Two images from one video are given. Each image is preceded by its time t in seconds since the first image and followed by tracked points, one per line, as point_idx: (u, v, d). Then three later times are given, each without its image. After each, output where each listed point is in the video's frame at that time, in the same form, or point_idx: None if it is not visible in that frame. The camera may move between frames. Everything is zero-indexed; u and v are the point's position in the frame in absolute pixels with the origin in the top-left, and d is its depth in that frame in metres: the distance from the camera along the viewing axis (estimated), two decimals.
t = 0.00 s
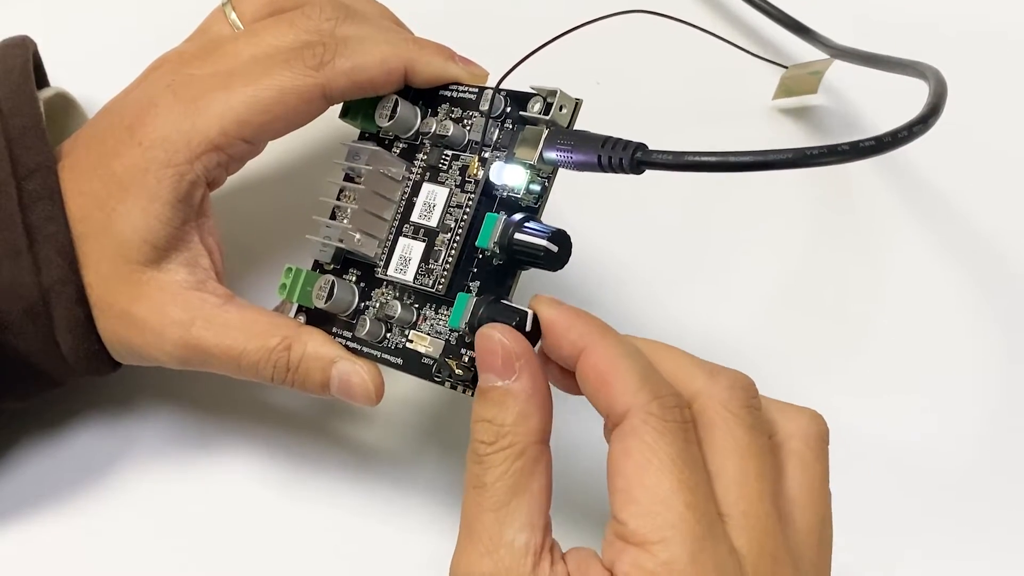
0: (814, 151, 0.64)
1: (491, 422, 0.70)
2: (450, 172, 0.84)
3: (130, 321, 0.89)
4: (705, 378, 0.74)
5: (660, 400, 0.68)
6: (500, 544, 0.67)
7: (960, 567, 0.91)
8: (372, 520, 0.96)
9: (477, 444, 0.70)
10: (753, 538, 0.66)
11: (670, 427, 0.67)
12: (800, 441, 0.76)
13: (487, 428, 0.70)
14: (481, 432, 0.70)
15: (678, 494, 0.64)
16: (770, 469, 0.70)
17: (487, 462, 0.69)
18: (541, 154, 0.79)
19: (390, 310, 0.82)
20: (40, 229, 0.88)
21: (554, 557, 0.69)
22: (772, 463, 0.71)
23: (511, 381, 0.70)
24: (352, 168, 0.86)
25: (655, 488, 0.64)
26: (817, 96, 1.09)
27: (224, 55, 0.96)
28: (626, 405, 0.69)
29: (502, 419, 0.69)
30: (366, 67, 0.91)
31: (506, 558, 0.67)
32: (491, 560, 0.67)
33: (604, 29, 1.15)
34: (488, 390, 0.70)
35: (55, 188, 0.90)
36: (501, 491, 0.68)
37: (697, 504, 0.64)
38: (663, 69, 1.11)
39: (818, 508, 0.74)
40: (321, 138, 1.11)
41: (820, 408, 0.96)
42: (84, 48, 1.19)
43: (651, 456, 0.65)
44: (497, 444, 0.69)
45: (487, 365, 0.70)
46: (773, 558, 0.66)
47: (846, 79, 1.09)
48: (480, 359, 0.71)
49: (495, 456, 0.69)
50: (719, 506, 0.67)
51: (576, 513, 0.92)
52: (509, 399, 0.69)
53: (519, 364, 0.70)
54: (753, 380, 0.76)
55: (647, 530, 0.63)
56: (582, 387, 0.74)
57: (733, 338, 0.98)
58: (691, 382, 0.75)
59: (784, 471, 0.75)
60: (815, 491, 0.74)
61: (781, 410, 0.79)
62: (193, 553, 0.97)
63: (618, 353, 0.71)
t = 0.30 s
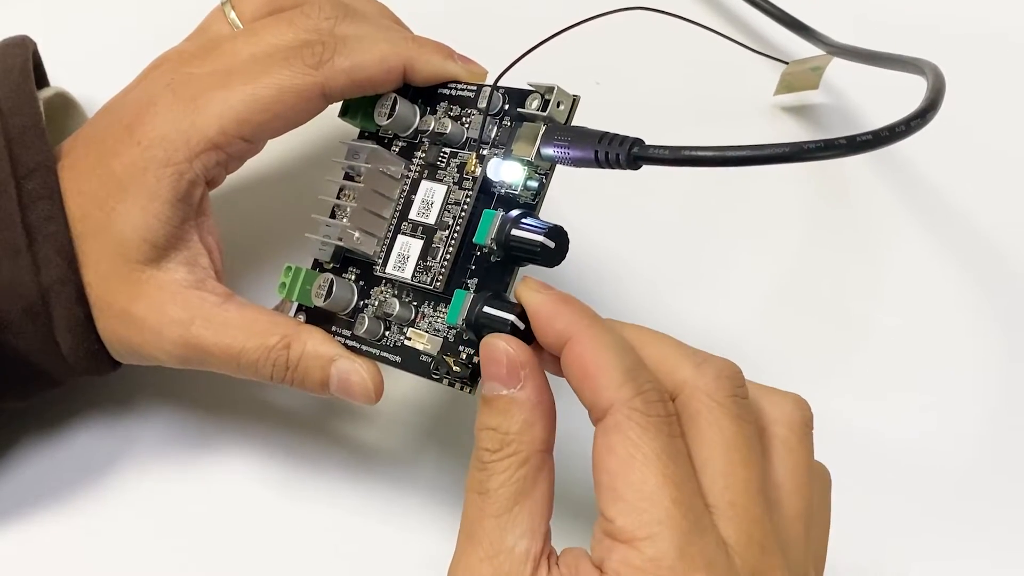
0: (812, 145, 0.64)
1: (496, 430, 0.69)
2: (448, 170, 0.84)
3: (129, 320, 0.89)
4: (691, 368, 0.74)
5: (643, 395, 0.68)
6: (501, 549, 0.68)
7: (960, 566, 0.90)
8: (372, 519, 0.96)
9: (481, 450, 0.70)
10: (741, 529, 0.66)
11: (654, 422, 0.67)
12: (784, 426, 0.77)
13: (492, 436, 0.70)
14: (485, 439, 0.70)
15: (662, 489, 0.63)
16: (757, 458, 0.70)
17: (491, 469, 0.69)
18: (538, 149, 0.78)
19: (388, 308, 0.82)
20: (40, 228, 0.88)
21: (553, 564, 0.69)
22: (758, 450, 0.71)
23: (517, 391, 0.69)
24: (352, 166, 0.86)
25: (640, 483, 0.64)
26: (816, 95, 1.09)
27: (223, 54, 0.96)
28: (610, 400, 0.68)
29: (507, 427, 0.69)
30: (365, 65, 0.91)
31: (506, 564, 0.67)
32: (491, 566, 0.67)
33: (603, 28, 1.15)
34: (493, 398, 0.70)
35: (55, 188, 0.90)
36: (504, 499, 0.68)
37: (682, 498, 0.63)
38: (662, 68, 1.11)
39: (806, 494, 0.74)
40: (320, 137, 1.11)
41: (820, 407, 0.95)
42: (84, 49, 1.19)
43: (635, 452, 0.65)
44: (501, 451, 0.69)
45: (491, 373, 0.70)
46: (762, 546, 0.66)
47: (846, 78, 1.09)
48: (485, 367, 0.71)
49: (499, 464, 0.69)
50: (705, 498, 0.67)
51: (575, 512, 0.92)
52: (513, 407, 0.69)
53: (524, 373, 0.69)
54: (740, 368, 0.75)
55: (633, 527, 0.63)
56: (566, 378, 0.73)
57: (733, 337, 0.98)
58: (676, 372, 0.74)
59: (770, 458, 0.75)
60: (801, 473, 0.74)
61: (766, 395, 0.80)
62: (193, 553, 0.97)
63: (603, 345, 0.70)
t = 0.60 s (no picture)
0: (811, 146, 0.64)
1: (494, 433, 0.69)
2: (448, 171, 0.84)
3: (129, 320, 0.89)
4: (687, 368, 0.74)
5: (640, 397, 0.68)
6: (499, 552, 0.67)
7: (960, 567, 0.90)
8: (373, 520, 0.96)
9: (479, 453, 0.70)
10: (740, 530, 0.65)
11: (651, 424, 0.67)
12: (781, 425, 0.77)
13: (490, 438, 0.70)
14: (483, 441, 0.70)
15: (659, 489, 0.63)
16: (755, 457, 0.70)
17: (489, 472, 0.69)
18: (538, 150, 0.78)
19: (388, 309, 0.82)
20: (39, 229, 0.88)
21: (551, 567, 0.69)
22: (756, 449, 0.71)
23: (515, 393, 0.69)
24: (352, 167, 0.85)
25: (639, 486, 0.64)
26: (817, 95, 1.08)
27: (223, 55, 0.96)
28: (607, 402, 0.68)
29: (505, 430, 0.69)
30: (365, 65, 0.91)
31: (504, 566, 0.67)
32: (489, 570, 0.67)
33: (603, 29, 1.14)
34: (491, 401, 0.70)
35: (54, 188, 0.90)
36: (501, 501, 0.68)
37: (682, 499, 0.63)
38: (663, 68, 1.11)
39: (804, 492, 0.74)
40: (320, 138, 1.11)
41: (819, 408, 0.95)
42: (84, 48, 1.19)
43: (633, 455, 0.65)
44: (500, 454, 0.69)
45: (490, 375, 0.70)
46: (761, 546, 0.66)
47: (847, 78, 1.09)
48: (483, 369, 0.71)
49: (496, 466, 0.69)
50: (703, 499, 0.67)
51: (575, 513, 0.92)
52: (513, 409, 0.69)
53: (523, 375, 0.69)
54: (737, 367, 0.75)
55: (632, 530, 0.63)
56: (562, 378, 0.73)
57: (733, 337, 0.98)
58: (672, 372, 0.74)
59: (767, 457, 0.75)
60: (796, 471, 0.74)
61: (762, 393, 0.80)
62: (194, 553, 0.97)
63: (600, 346, 0.70)
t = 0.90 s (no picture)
0: (813, 151, 0.64)
1: (513, 510, 0.64)
2: (448, 173, 0.84)
3: (127, 322, 0.89)
4: (797, 411, 0.65)
5: (753, 466, 0.58)
6: None
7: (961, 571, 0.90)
8: (373, 522, 0.95)
9: (491, 534, 0.64)
10: None
11: (751, 497, 0.58)
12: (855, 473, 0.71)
13: (507, 518, 0.64)
14: (499, 521, 0.65)
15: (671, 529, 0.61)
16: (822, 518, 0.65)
17: (504, 556, 0.64)
18: (539, 154, 0.78)
19: (387, 311, 0.81)
20: (39, 230, 0.88)
21: None
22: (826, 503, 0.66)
23: (546, 470, 0.66)
24: (350, 168, 0.85)
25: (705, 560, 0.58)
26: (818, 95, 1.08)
27: (222, 55, 0.96)
28: (720, 466, 0.57)
29: (526, 508, 0.64)
30: (364, 66, 0.90)
31: None
32: None
33: (602, 29, 1.14)
34: (520, 474, 0.65)
35: (53, 189, 0.90)
36: None
37: None
38: (664, 68, 1.11)
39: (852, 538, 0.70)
40: (320, 139, 1.11)
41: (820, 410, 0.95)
42: (84, 48, 1.19)
43: (719, 530, 0.58)
44: (516, 535, 0.64)
45: (521, 448, 0.66)
46: None
47: (849, 79, 1.08)
48: (511, 438, 0.67)
49: (513, 550, 0.64)
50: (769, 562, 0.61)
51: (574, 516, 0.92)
52: (538, 486, 0.65)
53: (559, 451, 0.66)
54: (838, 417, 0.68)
55: None
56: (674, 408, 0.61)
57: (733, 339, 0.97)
58: (784, 411, 0.65)
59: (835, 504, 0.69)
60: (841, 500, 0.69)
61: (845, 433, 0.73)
62: (194, 553, 0.97)
63: (730, 400, 0.58)
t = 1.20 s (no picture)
0: (815, 157, 0.64)
1: (460, 512, 0.66)
2: (449, 176, 0.84)
3: (128, 323, 0.89)
4: (714, 370, 0.72)
5: (646, 404, 0.66)
6: None
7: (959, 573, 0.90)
8: (373, 522, 0.96)
9: (442, 535, 0.67)
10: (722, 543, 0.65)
11: (648, 430, 0.65)
12: (793, 440, 0.77)
13: (454, 520, 0.66)
14: (446, 522, 0.66)
15: (646, 500, 0.62)
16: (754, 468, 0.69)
17: (457, 555, 0.66)
18: (542, 157, 0.78)
19: (388, 314, 0.81)
20: (39, 231, 0.88)
21: None
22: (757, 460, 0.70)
23: (487, 469, 0.67)
24: (351, 170, 0.85)
25: (622, 492, 0.63)
26: (819, 98, 1.08)
27: (224, 57, 0.95)
28: (613, 399, 0.66)
29: (474, 510, 0.66)
30: (365, 68, 0.90)
31: None
32: None
33: (602, 32, 1.14)
34: (463, 478, 0.66)
35: (54, 189, 0.89)
36: None
37: (662, 513, 0.63)
38: (664, 70, 1.11)
39: (795, 505, 0.74)
40: (320, 140, 1.11)
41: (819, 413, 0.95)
42: (84, 48, 1.19)
43: (624, 460, 0.64)
44: (466, 535, 0.66)
45: (457, 450, 0.67)
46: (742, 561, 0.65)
47: (849, 82, 1.08)
48: (446, 441, 0.67)
49: (467, 550, 0.66)
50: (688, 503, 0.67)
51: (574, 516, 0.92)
52: (482, 487, 0.66)
53: (497, 449, 0.67)
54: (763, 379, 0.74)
55: (607, 537, 0.63)
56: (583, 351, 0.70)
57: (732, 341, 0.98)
58: (700, 371, 0.73)
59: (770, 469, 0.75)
60: (772, 466, 0.75)
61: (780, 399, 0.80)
62: (195, 554, 0.97)
63: (628, 343, 0.66)
